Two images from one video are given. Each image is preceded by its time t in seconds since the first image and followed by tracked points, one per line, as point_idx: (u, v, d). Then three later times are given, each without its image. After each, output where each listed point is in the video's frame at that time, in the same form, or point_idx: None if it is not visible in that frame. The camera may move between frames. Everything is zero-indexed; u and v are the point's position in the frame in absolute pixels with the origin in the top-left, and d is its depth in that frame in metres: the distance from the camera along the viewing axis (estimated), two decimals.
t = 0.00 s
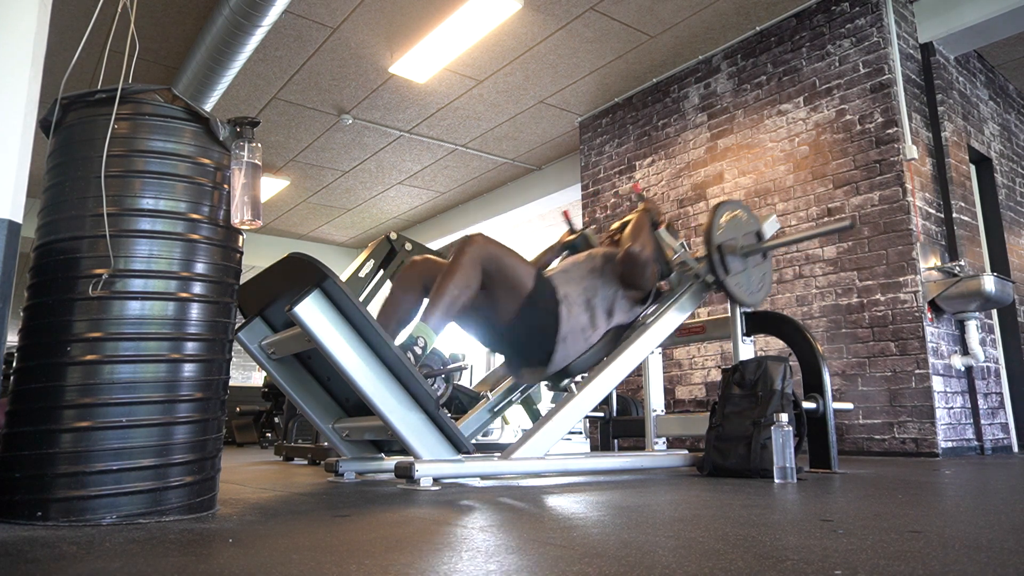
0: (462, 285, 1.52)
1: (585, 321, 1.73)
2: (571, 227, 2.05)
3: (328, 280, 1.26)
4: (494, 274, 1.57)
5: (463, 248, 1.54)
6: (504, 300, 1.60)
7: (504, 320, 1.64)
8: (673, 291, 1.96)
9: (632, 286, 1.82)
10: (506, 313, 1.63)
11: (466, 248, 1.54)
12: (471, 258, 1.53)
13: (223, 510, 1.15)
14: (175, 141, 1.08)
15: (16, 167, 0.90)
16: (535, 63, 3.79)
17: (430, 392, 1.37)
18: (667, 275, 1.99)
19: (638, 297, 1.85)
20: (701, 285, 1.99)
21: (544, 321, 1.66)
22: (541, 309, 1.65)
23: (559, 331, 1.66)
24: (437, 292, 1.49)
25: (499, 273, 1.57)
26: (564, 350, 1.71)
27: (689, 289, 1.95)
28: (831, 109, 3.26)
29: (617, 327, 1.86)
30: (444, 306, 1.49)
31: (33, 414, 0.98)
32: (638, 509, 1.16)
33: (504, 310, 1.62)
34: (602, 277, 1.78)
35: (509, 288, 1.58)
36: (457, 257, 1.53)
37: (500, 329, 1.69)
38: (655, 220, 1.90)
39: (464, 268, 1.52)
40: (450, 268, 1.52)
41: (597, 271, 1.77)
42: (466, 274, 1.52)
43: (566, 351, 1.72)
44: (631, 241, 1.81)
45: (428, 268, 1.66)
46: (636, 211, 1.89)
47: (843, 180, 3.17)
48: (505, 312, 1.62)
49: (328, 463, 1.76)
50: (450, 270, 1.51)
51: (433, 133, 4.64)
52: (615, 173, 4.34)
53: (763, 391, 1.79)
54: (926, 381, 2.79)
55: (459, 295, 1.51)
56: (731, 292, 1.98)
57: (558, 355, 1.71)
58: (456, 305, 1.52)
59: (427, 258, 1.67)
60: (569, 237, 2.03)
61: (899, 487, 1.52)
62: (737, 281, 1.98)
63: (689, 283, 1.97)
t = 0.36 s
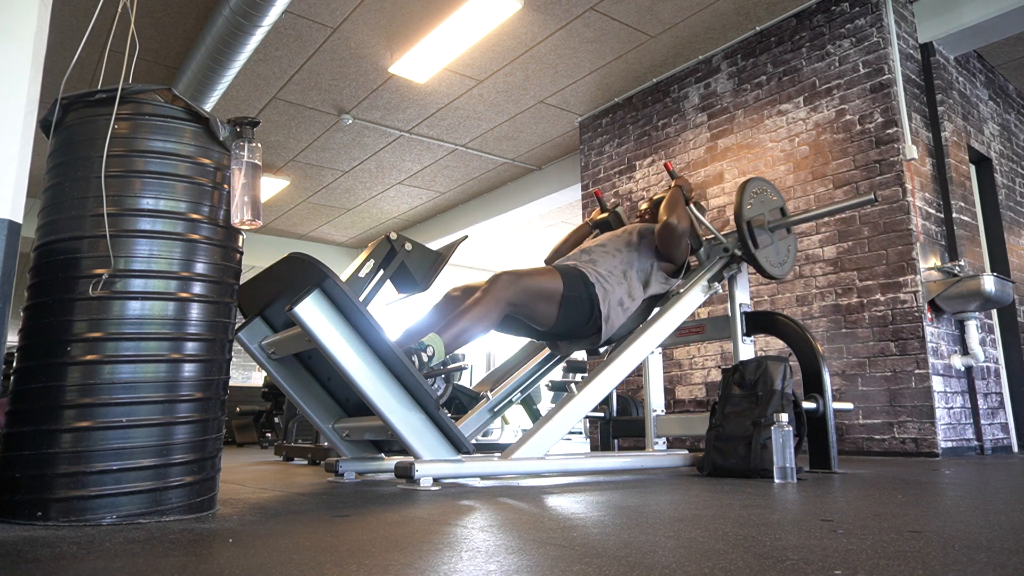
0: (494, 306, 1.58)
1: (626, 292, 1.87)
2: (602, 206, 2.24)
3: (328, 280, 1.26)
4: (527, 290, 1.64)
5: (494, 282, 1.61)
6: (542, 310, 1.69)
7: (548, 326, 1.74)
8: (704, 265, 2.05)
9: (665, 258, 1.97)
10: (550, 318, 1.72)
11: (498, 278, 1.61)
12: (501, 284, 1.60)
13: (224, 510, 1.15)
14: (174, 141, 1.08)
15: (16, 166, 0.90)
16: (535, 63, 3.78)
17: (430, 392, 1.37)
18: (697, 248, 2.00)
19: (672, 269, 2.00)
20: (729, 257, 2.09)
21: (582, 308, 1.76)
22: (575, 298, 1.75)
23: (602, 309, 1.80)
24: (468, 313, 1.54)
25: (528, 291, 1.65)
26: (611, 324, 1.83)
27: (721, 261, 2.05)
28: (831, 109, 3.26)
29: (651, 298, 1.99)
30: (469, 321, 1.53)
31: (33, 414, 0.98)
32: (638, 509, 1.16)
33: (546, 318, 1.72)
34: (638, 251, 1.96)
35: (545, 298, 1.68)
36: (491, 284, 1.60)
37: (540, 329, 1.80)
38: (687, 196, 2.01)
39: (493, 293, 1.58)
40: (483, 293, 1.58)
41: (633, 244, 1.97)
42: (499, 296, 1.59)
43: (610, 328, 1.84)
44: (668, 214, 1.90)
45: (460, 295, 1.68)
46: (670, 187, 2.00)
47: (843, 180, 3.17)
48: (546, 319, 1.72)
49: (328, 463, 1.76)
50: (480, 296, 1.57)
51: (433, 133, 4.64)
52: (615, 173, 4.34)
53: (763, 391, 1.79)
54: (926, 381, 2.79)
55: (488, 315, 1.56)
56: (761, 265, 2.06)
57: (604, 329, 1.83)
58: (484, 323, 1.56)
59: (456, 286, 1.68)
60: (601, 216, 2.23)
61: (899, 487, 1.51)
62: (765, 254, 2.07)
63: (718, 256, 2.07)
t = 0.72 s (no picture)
0: (464, 288, 1.55)
1: (593, 316, 1.75)
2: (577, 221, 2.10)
3: (327, 280, 1.26)
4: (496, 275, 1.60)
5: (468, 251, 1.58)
6: (510, 298, 1.64)
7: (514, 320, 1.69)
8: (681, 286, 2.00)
9: (638, 280, 1.84)
10: (514, 309, 1.66)
11: (473, 249, 1.58)
12: (475, 261, 1.57)
13: (224, 510, 1.15)
14: (174, 141, 1.08)
15: (16, 166, 0.90)
16: (535, 63, 3.78)
17: (429, 392, 1.37)
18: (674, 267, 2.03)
19: (647, 291, 1.88)
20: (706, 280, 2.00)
21: (552, 314, 1.70)
22: (546, 303, 1.68)
23: (567, 326, 1.70)
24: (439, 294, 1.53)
25: (503, 276, 1.61)
26: (575, 345, 1.73)
27: (697, 283, 1.99)
28: (831, 109, 3.26)
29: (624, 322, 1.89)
30: (445, 308, 1.52)
31: (33, 414, 0.98)
32: (638, 509, 1.16)
33: (512, 308, 1.66)
34: (609, 272, 1.81)
35: (515, 289, 1.62)
36: (462, 260, 1.57)
37: (507, 326, 1.72)
38: (663, 215, 1.93)
39: (466, 272, 1.56)
40: (454, 272, 1.56)
41: (603, 265, 1.81)
42: (470, 278, 1.56)
43: (574, 348, 1.74)
44: (638, 236, 1.83)
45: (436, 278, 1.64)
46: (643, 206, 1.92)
47: (843, 180, 3.17)
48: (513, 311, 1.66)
49: (328, 463, 1.76)
50: (454, 272, 1.55)
51: (433, 133, 4.64)
52: (615, 173, 4.34)
53: (763, 391, 1.79)
54: (926, 381, 2.79)
55: (461, 298, 1.55)
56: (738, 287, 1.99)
57: (564, 351, 1.73)
58: (459, 306, 1.56)
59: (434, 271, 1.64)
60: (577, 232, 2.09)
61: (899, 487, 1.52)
62: (742, 276, 2.00)
63: (695, 278, 2.00)
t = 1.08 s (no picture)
0: (454, 279, 1.53)
1: (544, 352, 1.70)
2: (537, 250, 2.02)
3: (327, 280, 1.25)
4: (478, 273, 1.57)
5: (452, 241, 1.56)
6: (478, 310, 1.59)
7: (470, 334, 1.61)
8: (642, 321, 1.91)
9: (593, 317, 1.75)
10: (472, 323, 1.60)
11: (456, 240, 1.56)
12: (461, 250, 1.55)
13: (224, 510, 1.15)
14: (175, 141, 1.08)
15: (17, 166, 0.90)
16: (535, 63, 3.78)
17: (430, 392, 1.37)
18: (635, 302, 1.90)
19: (603, 328, 1.80)
20: (669, 315, 1.89)
21: (503, 344, 1.61)
22: (503, 330, 1.60)
23: (517, 358, 1.63)
24: (431, 286, 1.51)
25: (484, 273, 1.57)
26: (519, 379, 1.69)
27: (656, 319, 1.88)
28: (831, 109, 3.26)
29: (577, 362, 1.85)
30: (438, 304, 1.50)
31: (33, 414, 0.98)
32: (638, 509, 1.16)
33: (471, 320, 1.60)
34: (562, 308, 1.73)
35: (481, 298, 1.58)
36: (447, 249, 1.55)
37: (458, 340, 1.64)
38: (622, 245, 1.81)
39: (454, 261, 1.53)
40: (441, 262, 1.53)
41: (558, 299, 1.74)
42: (457, 268, 1.53)
43: (518, 382, 1.70)
44: (592, 271, 1.72)
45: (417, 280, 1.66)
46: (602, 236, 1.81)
47: (843, 180, 3.17)
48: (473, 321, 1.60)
49: (328, 463, 1.76)
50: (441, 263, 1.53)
51: (433, 133, 4.64)
52: (615, 173, 4.34)
53: (763, 391, 1.79)
54: (926, 381, 2.79)
55: (452, 290, 1.52)
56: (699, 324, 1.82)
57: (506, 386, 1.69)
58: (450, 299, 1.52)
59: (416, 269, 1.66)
60: (535, 261, 2.02)
61: (899, 487, 1.52)
62: (705, 312, 1.83)
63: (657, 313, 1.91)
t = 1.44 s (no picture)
0: (455, 280, 1.53)
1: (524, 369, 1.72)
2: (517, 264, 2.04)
3: (328, 280, 1.25)
4: (476, 279, 1.57)
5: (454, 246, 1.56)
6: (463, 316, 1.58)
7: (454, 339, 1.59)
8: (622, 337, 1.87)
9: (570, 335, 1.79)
10: (454, 331, 1.59)
11: (458, 243, 1.56)
12: (463, 253, 1.55)
13: (223, 510, 1.15)
14: (175, 141, 1.08)
15: (17, 166, 0.90)
16: (535, 63, 3.78)
17: (429, 392, 1.37)
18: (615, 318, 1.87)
19: (581, 345, 1.83)
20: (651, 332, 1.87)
21: (483, 354, 1.60)
22: (487, 339, 1.59)
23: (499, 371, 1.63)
24: (432, 287, 1.51)
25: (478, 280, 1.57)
26: (497, 394, 1.67)
27: (637, 336, 1.85)
28: (831, 109, 3.26)
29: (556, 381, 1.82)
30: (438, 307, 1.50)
31: (33, 414, 0.98)
32: (638, 509, 1.16)
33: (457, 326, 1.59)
34: (539, 323, 1.80)
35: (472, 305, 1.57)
36: (450, 250, 1.55)
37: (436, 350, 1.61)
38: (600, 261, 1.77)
39: (456, 263, 1.54)
40: (444, 262, 1.54)
41: (534, 315, 1.80)
42: (460, 270, 1.53)
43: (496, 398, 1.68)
44: (567, 289, 1.70)
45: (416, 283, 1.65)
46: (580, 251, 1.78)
47: (843, 180, 3.17)
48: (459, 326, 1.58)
49: (328, 463, 1.76)
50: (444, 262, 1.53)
51: (433, 133, 4.64)
52: (615, 173, 4.34)
53: (763, 391, 1.79)
54: (926, 381, 2.79)
55: (455, 290, 1.52)
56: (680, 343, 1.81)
57: (484, 399, 1.67)
58: (450, 300, 1.52)
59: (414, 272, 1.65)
60: (517, 275, 2.05)
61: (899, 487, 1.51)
62: (687, 329, 1.81)
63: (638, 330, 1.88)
